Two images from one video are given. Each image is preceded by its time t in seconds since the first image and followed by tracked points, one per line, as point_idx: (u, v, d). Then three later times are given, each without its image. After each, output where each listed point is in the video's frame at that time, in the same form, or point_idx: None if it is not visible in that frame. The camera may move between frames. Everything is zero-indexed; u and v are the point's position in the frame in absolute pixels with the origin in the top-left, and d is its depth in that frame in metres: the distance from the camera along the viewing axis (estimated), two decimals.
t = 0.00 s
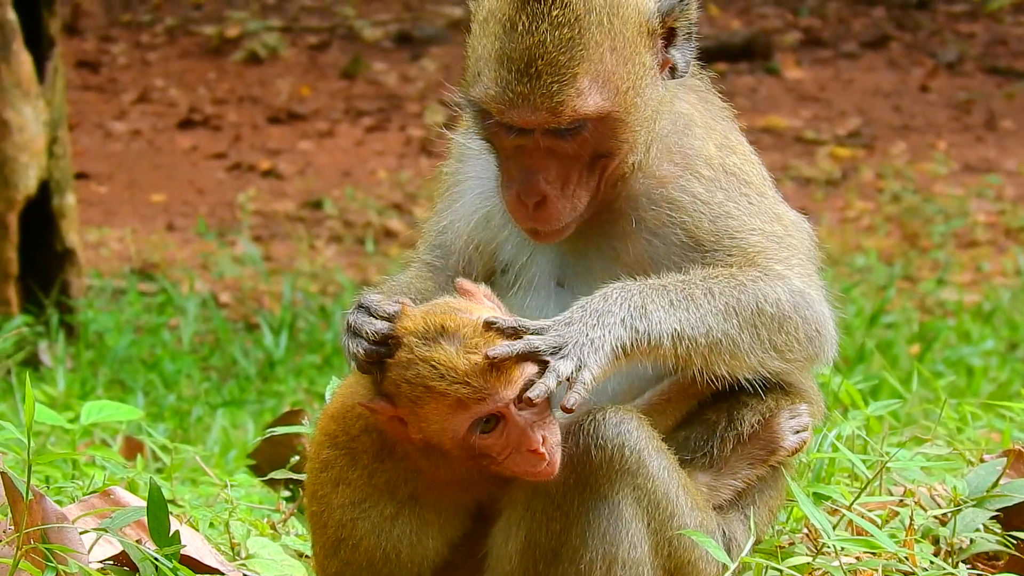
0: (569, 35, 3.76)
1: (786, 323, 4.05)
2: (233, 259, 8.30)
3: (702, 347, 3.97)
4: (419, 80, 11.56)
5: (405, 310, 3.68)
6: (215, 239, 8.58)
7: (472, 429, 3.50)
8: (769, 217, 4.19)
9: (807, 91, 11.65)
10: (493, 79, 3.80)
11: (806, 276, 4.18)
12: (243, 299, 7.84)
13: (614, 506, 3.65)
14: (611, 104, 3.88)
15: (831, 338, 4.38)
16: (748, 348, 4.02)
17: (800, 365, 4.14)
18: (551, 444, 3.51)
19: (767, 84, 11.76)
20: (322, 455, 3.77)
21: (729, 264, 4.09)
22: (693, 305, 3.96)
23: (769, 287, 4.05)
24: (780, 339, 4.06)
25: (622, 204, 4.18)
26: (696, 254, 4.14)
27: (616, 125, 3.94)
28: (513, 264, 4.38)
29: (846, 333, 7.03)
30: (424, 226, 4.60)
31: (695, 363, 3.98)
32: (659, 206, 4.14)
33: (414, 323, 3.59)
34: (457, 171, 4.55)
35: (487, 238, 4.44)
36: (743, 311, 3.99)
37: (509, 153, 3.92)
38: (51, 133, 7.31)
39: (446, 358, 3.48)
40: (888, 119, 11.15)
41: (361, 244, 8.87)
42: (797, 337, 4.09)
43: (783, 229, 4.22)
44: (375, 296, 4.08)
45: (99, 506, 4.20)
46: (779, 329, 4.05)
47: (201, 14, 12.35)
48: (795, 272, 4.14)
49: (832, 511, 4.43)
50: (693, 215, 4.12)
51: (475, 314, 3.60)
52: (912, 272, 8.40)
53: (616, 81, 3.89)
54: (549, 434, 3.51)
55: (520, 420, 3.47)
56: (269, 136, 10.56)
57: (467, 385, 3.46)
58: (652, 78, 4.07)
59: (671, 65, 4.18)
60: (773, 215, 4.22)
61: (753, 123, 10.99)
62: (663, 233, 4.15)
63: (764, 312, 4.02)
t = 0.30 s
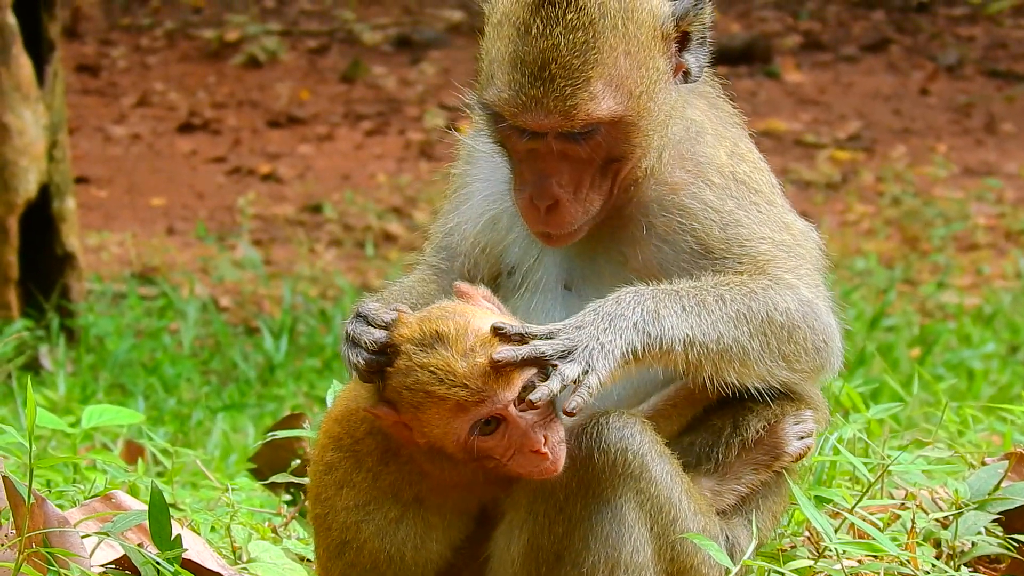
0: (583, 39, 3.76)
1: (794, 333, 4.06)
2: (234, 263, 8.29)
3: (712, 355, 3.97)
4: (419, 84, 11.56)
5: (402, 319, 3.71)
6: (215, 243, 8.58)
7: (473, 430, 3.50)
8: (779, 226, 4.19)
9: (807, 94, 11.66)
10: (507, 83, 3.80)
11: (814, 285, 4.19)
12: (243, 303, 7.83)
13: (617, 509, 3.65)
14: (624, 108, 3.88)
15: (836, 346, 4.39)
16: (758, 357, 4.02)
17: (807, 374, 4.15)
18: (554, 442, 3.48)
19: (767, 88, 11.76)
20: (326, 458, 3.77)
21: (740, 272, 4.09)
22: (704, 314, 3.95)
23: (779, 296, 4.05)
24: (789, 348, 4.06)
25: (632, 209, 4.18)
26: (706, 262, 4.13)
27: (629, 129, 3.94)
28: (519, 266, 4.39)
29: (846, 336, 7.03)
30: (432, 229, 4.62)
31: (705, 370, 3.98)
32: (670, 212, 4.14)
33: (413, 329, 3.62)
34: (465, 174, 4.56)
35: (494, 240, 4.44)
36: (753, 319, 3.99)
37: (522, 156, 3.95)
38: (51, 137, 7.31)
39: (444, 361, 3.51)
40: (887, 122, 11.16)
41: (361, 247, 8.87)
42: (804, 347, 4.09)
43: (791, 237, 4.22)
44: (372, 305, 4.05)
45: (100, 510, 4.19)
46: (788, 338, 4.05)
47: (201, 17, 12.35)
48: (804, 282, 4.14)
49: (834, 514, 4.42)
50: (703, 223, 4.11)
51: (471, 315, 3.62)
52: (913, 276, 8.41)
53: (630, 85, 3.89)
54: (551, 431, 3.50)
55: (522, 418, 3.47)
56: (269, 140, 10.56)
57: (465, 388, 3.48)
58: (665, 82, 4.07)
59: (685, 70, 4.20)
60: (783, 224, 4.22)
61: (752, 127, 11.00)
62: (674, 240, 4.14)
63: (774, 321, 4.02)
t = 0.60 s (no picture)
0: (583, 41, 3.76)
1: (800, 342, 4.06)
2: (238, 267, 8.30)
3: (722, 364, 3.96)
4: (423, 87, 11.56)
5: (398, 327, 3.71)
6: (219, 247, 8.58)
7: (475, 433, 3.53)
8: (785, 234, 4.19)
9: (811, 98, 11.66)
10: (508, 88, 3.80)
11: (822, 293, 4.19)
12: (247, 306, 7.84)
13: (621, 514, 3.66)
14: (625, 108, 3.87)
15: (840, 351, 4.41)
16: (765, 366, 4.02)
17: (813, 381, 4.16)
18: (558, 443, 3.53)
19: (771, 91, 11.76)
20: (331, 464, 3.77)
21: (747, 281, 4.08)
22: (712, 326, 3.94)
23: (789, 306, 4.04)
24: (795, 357, 4.07)
25: (638, 216, 4.17)
26: (712, 270, 4.12)
27: (631, 131, 3.94)
28: (523, 272, 4.39)
29: (851, 341, 7.03)
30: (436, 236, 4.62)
31: (711, 378, 3.98)
32: (677, 221, 4.13)
33: (409, 333, 3.62)
34: (470, 179, 4.56)
35: (497, 246, 4.44)
36: (761, 329, 3.98)
37: (526, 161, 3.95)
38: (55, 140, 7.32)
39: (439, 365, 3.51)
40: (891, 126, 11.15)
41: (365, 251, 8.87)
42: (810, 354, 4.10)
43: (797, 244, 4.21)
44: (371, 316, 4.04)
45: (105, 514, 4.19)
46: (795, 347, 4.06)
47: (205, 21, 12.37)
48: (812, 290, 4.14)
49: (839, 519, 4.41)
50: (710, 231, 4.11)
51: (466, 313, 3.62)
52: (917, 280, 8.40)
53: (631, 87, 3.88)
54: (555, 432, 3.55)
55: (524, 419, 3.53)
56: (274, 143, 10.56)
57: (461, 388, 3.50)
58: (668, 86, 4.07)
59: (687, 72, 4.20)
60: (788, 231, 4.21)
61: (757, 130, 10.99)
62: (680, 249, 4.14)
63: (782, 332, 4.02)
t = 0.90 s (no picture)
0: (596, 39, 3.77)
1: (779, 365, 4.01)
2: (242, 270, 8.30)
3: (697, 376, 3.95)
4: (426, 90, 11.56)
5: (396, 336, 3.71)
6: (223, 250, 8.58)
7: (463, 440, 3.50)
8: (781, 245, 4.17)
9: (815, 101, 11.65)
10: (521, 84, 3.80)
11: (808, 315, 4.12)
12: (251, 310, 7.84)
13: (627, 519, 3.66)
14: (634, 107, 3.87)
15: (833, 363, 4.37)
16: (735, 388, 4.00)
17: (795, 401, 4.11)
18: (549, 449, 3.53)
19: (775, 94, 11.76)
20: (336, 470, 3.77)
21: (733, 293, 4.06)
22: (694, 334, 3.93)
23: (770, 327, 4.00)
24: (771, 379, 4.02)
25: (644, 216, 4.17)
26: (706, 273, 4.11)
27: (641, 131, 3.94)
28: (530, 276, 4.38)
29: (855, 345, 7.04)
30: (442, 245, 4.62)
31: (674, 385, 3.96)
32: (677, 218, 4.13)
33: (402, 345, 3.60)
34: (477, 185, 4.57)
35: (505, 251, 4.44)
36: (738, 352, 3.97)
37: (536, 159, 3.95)
38: (59, 144, 7.33)
39: (427, 374, 3.49)
40: (895, 129, 11.15)
41: (369, 254, 8.88)
42: (788, 379, 4.04)
43: (793, 260, 4.17)
44: (370, 322, 4.01)
45: (111, 520, 4.19)
46: (773, 370, 4.01)
47: (209, 25, 12.39)
48: (797, 311, 4.08)
49: (844, 524, 4.42)
50: (707, 231, 4.10)
51: (459, 322, 3.59)
52: (921, 283, 8.40)
53: (643, 85, 3.89)
54: (545, 438, 3.54)
55: (515, 429, 3.50)
56: (278, 146, 10.57)
57: (447, 396, 3.46)
58: (678, 86, 4.08)
59: (698, 74, 4.21)
60: (785, 243, 4.19)
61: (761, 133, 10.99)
62: (676, 247, 4.13)
63: (759, 353, 3.98)
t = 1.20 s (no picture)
0: (600, 50, 3.78)
1: (792, 378, 3.99)
2: (246, 273, 8.31)
3: (710, 391, 3.93)
4: (430, 93, 11.56)
5: (390, 334, 3.76)
6: (227, 253, 8.59)
7: (454, 432, 3.50)
8: (791, 253, 4.15)
9: (819, 104, 11.65)
10: (525, 97, 3.81)
11: (820, 324, 4.10)
12: (256, 313, 7.85)
13: (632, 525, 3.66)
14: (638, 118, 3.87)
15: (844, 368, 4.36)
16: (748, 401, 3.97)
17: (806, 409, 4.10)
18: (541, 437, 3.52)
19: (780, 99, 11.76)
20: (340, 475, 3.77)
21: (744, 307, 4.04)
22: (705, 349, 3.91)
23: (781, 339, 3.97)
24: (783, 393, 4.00)
25: (651, 226, 4.17)
26: (716, 286, 4.10)
27: (645, 141, 3.94)
28: (536, 284, 4.40)
29: (860, 350, 7.04)
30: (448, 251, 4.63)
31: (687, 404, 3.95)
32: (686, 231, 4.14)
33: (395, 342, 3.65)
34: (483, 191, 4.57)
35: (510, 258, 4.45)
36: (752, 367, 3.92)
37: (541, 171, 3.95)
38: (64, 148, 7.35)
39: (416, 368, 3.52)
40: (899, 133, 11.15)
41: (373, 258, 8.88)
42: (801, 390, 4.02)
43: (804, 269, 4.15)
44: (366, 323, 4.08)
45: (116, 524, 4.19)
46: (786, 384, 3.99)
47: (214, 28, 12.41)
48: (808, 321, 4.06)
49: (850, 530, 4.42)
50: (715, 243, 4.10)
51: (454, 319, 3.64)
52: (925, 287, 8.40)
53: (646, 96, 3.89)
54: (537, 428, 3.53)
55: (504, 419, 3.49)
56: (282, 149, 10.57)
57: (435, 389, 3.48)
58: (683, 95, 4.08)
59: (703, 82, 4.20)
60: (795, 251, 4.17)
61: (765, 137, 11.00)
62: (684, 259, 4.13)
63: (774, 367, 3.95)
